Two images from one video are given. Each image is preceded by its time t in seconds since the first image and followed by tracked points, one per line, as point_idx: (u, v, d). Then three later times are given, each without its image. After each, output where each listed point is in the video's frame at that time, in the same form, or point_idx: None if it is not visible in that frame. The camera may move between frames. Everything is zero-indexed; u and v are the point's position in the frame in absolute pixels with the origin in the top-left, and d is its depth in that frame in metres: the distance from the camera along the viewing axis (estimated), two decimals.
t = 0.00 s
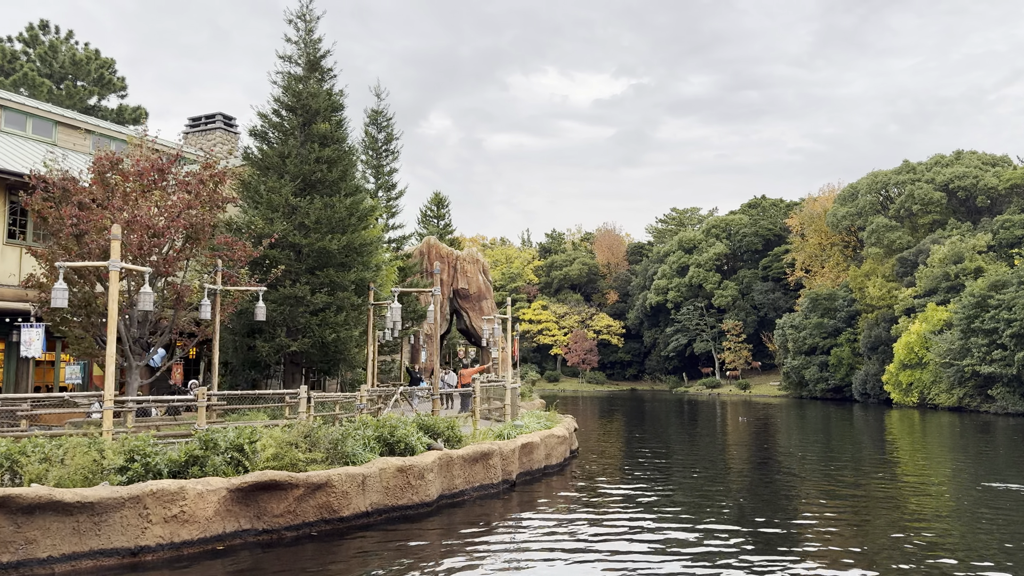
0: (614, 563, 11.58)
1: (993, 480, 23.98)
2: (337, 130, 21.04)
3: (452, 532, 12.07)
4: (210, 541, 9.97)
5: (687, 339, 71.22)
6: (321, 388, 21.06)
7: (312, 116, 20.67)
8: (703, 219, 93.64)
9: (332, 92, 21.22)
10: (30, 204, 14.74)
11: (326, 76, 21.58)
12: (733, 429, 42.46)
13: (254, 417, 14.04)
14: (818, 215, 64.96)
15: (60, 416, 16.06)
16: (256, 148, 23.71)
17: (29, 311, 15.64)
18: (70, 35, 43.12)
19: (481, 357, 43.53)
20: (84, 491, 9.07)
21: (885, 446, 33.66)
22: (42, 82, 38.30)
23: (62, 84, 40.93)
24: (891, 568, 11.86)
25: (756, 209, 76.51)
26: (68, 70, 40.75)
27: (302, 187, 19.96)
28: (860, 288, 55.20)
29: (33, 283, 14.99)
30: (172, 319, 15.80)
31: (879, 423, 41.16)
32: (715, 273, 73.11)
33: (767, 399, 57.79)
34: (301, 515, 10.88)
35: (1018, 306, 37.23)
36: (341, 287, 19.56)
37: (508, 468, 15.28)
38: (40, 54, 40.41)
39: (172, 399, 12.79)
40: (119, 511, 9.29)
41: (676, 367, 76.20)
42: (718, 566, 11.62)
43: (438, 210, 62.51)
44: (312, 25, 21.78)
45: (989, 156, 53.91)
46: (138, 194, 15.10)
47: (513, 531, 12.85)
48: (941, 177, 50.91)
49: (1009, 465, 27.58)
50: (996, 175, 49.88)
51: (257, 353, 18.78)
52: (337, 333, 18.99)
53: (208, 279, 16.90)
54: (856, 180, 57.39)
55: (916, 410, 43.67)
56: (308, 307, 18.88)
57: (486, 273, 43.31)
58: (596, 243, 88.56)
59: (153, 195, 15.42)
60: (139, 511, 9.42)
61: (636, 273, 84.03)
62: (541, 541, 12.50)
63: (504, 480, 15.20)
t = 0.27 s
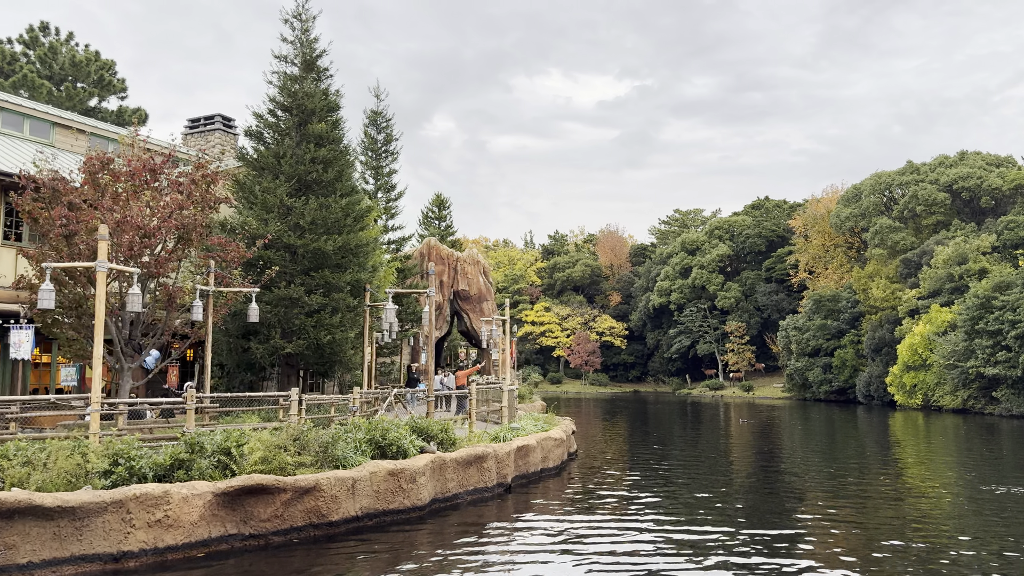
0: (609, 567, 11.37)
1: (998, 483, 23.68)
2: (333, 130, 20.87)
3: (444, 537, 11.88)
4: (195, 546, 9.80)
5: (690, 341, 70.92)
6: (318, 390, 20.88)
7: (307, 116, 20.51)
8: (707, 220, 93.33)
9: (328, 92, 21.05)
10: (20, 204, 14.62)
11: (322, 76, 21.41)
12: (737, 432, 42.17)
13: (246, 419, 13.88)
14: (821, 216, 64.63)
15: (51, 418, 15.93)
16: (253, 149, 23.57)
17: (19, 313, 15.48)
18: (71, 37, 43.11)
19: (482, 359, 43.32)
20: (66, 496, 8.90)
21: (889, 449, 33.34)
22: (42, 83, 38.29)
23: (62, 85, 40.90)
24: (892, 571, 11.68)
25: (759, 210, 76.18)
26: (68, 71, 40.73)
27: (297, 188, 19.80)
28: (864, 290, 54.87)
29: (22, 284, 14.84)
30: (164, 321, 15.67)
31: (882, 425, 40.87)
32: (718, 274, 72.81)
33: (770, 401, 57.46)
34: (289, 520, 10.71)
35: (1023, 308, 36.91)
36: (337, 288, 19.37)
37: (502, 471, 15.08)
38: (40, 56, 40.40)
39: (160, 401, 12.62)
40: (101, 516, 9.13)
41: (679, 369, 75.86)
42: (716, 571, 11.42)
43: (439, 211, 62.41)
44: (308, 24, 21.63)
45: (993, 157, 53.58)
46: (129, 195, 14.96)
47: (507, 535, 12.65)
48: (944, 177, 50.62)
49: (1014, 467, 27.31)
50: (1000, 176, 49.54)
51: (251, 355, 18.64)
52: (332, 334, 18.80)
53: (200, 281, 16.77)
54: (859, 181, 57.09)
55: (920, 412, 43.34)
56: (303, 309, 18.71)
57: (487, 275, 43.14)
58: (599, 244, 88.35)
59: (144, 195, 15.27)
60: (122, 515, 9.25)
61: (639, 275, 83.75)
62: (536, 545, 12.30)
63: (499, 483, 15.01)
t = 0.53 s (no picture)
0: (605, 569, 11.19)
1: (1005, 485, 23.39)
2: (330, 130, 20.68)
3: (437, 541, 11.68)
4: (180, 550, 9.64)
5: (694, 342, 70.60)
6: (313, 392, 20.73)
7: (304, 115, 20.34)
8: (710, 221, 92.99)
9: (324, 91, 20.87)
10: (11, 205, 14.49)
11: (319, 76, 21.22)
12: (741, 434, 41.85)
13: (236, 422, 13.71)
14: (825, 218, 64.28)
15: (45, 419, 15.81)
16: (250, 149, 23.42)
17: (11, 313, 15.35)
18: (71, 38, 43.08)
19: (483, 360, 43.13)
20: (47, 500, 8.74)
21: (894, 451, 32.98)
22: (42, 84, 38.26)
23: (62, 87, 40.87)
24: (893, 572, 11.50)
25: (763, 211, 75.80)
26: (69, 72, 40.71)
27: (293, 188, 19.63)
28: (868, 291, 54.49)
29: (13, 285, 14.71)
30: (157, 322, 15.55)
31: (887, 427, 40.53)
32: (722, 276, 72.46)
33: (774, 403, 57.12)
34: (277, 524, 10.54)
35: None
36: (333, 289, 19.18)
37: (498, 474, 14.87)
38: (41, 57, 40.40)
39: (149, 402, 12.45)
40: (84, 520, 8.96)
41: (682, 371, 75.50)
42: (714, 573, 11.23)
43: (441, 212, 62.26)
44: (304, 24, 21.47)
45: (999, 157, 53.20)
46: (121, 196, 14.83)
47: (502, 539, 12.45)
48: (949, 178, 50.30)
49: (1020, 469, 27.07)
50: (1005, 176, 49.18)
51: (246, 356, 18.47)
52: (328, 336, 18.59)
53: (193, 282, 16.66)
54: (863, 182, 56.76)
55: (925, 414, 42.98)
56: (298, 310, 18.54)
57: (488, 276, 42.98)
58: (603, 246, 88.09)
59: (136, 197, 15.15)
60: (105, 519, 9.09)
61: (643, 276, 83.46)
62: (530, 548, 12.10)
63: (495, 486, 14.80)
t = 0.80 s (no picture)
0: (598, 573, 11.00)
1: (1011, 488, 23.14)
2: (326, 129, 20.51)
3: (428, 544, 11.48)
4: (164, 554, 9.47)
5: (697, 344, 70.29)
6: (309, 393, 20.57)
7: (299, 115, 20.18)
8: (714, 223, 92.66)
9: (320, 91, 20.70)
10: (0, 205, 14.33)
11: (315, 75, 21.06)
12: (744, 436, 41.53)
13: (226, 423, 13.54)
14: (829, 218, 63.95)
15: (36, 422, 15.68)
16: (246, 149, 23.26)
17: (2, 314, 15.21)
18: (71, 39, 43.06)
19: (483, 362, 42.94)
20: (27, 504, 8.57)
21: (898, 453, 32.70)
22: (42, 85, 38.23)
23: (62, 87, 40.84)
24: None
25: (767, 212, 75.48)
26: (69, 73, 40.70)
27: (288, 188, 19.48)
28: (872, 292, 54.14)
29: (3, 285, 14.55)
30: (149, 322, 15.42)
31: (891, 430, 40.25)
32: (725, 277, 72.16)
33: (778, 405, 56.84)
34: (264, 528, 10.35)
35: None
36: (328, 290, 19.01)
37: (492, 477, 14.67)
38: (41, 58, 40.36)
39: (137, 404, 12.30)
40: (65, 524, 8.78)
41: (686, 373, 75.18)
42: None
43: (443, 214, 62.14)
44: (301, 23, 21.32)
45: (1003, 158, 52.83)
46: (112, 195, 14.70)
47: (495, 542, 12.25)
48: (953, 179, 49.97)
49: None
50: (1010, 177, 48.82)
51: (241, 357, 18.33)
52: (323, 337, 18.42)
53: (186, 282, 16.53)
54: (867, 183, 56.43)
55: (929, 416, 42.67)
56: (293, 311, 18.38)
57: (489, 277, 42.81)
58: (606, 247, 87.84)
59: (128, 197, 15.01)
60: (87, 523, 8.91)
61: (646, 277, 83.15)
62: (524, 551, 11.91)
63: (489, 489, 14.60)
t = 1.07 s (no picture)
0: None
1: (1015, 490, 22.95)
2: (322, 129, 20.34)
3: (420, 548, 11.29)
4: (147, 559, 9.29)
5: (700, 345, 69.98)
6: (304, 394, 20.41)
7: (295, 114, 20.04)
8: (717, 224, 92.32)
9: (315, 90, 20.55)
10: None
11: (311, 74, 20.91)
12: (747, 438, 41.25)
13: (216, 425, 13.38)
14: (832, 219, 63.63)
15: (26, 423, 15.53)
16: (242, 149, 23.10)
17: None
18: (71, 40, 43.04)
19: (484, 363, 42.74)
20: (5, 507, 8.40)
21: (902, 456, 32.37)
22: (42, 86, 38.21)
23: (62, 88, 40.81)
24: None
25: (770, 213, 75.15)
26: (69, 74, 40.68)
27: (283, 188, 19.33)
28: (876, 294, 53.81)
29: None
30: (140, 323, 15.28)
31: (894, 432, 39.92)
32: (728, 278, 71.84)
33: (781, 407, 56.54)
34: (250, 532, 10.18)
35: None
36: (323, 290, 18.84)
37: (487, 480, 14.47)
38: (41, 59, 40.33)
39: (125, 405, 12.15)
40: (45, 528, 8.60)
41: (688, 374, 74.85)
42: None
43: (444, 215, 62.02)
44: (297, 22, 21.17)
45: (1008, 159, 52.45)
46: (102, 194, 14.55)
47: (489, 546, 12.07)
48: (957, 180, 49.64)
49: None
50: (1015, 178, 48.48)
51: (235, 359, 18.18)
52: (318, 338, 18.25)
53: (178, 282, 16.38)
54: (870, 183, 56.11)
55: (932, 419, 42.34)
56: (287, 311, 18.22)
57: (489, 278, 42.66)
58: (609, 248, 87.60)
59: (118, 196, 14.86)
60: (67, 527, 8.73)
61: (649, 279, 82.85)
62: (517, 554, 11.72)
63: (483, 492, 14.40)
